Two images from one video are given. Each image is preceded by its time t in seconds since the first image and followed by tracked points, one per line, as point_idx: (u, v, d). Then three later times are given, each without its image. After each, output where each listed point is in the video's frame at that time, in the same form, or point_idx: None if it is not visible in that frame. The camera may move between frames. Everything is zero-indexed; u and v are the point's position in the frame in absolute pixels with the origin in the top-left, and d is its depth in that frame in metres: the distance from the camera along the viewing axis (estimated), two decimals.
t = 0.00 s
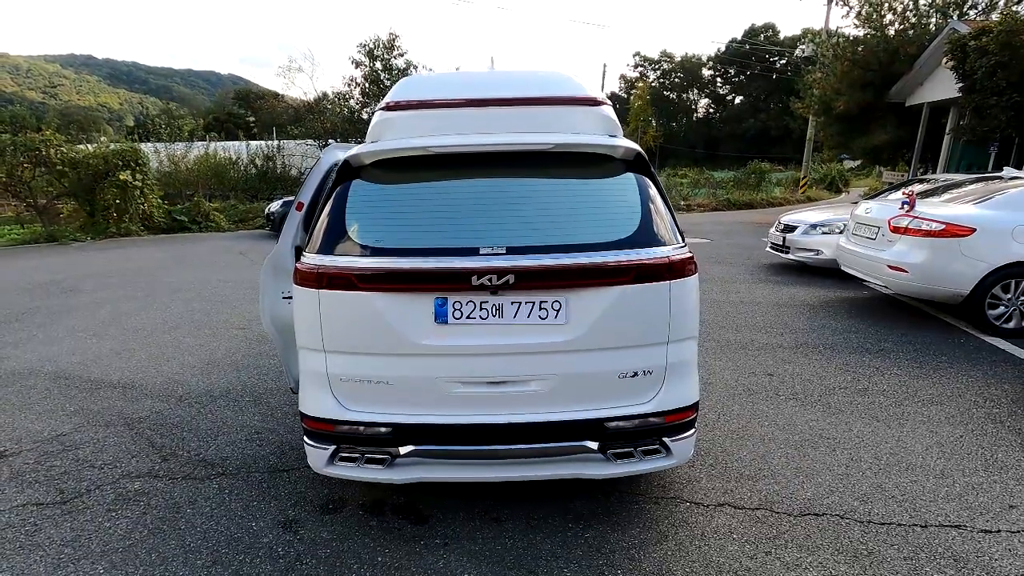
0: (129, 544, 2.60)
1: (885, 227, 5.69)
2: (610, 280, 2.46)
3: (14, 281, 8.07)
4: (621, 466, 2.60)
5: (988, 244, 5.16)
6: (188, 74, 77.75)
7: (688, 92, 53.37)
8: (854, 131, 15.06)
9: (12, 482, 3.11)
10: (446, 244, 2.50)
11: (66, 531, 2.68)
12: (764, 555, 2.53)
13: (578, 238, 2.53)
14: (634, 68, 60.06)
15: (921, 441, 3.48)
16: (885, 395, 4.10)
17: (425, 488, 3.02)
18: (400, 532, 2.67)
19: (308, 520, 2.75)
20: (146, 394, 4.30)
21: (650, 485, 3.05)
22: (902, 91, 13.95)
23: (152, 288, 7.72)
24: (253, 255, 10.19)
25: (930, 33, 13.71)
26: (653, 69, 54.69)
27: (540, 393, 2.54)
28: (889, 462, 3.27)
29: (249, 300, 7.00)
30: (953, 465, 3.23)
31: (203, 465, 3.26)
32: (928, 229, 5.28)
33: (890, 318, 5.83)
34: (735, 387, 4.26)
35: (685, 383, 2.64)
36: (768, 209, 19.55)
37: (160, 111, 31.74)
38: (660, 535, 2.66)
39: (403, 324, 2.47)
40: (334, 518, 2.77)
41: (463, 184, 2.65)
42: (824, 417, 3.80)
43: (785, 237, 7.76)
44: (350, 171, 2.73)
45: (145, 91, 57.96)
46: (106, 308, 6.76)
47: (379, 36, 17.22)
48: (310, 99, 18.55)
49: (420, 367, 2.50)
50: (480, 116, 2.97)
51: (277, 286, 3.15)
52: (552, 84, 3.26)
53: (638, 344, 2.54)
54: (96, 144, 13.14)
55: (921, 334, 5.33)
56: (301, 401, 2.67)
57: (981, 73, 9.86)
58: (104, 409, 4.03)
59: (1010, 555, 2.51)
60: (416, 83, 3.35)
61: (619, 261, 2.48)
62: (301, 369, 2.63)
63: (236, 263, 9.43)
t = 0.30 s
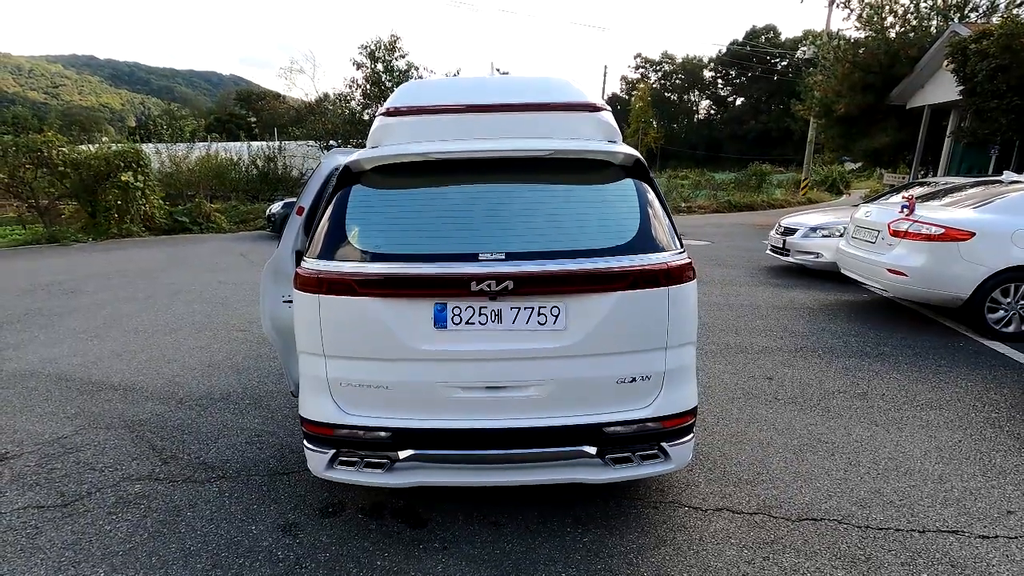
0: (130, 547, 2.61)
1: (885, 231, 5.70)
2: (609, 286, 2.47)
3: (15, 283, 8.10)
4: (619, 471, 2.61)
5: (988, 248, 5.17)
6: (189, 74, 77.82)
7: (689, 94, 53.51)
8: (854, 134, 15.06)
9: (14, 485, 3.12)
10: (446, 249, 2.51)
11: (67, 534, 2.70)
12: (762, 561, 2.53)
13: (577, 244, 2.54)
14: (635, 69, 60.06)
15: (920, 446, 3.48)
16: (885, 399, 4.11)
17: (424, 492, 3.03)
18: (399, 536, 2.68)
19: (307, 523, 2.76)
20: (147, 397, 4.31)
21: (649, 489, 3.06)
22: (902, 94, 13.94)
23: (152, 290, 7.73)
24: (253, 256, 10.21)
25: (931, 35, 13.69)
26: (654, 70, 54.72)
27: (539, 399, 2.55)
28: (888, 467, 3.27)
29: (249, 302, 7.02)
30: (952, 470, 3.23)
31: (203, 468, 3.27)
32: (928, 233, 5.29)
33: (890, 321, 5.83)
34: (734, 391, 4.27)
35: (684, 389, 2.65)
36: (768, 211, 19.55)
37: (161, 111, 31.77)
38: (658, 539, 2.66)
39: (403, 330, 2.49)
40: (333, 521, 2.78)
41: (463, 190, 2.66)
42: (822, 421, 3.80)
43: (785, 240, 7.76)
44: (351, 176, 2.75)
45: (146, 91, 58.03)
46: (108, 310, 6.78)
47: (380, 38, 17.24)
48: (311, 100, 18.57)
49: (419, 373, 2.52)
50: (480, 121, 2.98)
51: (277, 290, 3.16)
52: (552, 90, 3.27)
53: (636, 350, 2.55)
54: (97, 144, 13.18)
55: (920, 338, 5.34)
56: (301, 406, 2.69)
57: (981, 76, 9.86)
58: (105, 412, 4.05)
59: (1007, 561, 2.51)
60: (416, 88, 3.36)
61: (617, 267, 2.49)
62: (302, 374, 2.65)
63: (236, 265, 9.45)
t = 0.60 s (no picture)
0: (130, 549, 2.62)
1: (885, 233, 5.70)
2: (608, 289, 2.47)
3: (15, 283, 8.11)
4: (618, 474, 2.61)
5: (989, 251, 5.17)
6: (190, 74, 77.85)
7: (690, 95, 53.53)
8: (854, 136, 14.98)
9: (14, 486, 3.12)
10: (446, 252, 2.51)
11: (67, 535, 2.70)
12: (762, 564, 2.53)
13: (577, 247, 2.55)
14: (636, 71, 60.06)
15: (920, 449, 3.48)
16: (885, 402, 4.10)
17: (424, 494, 3.03)
18: (399, 538, 2.68)
19: (307, 525, 2.77)
20: (147, 398, 4.31)
21: (648, 492, 3.06)
22: (903, 96, 13.91)
23: (153, 291, 7.74)
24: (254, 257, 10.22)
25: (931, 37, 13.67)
26: (655, 72, 54.73)
27: (539, 401, 2.55)
28: (887, 470, 3.27)
29: (250, 303, 7.03)
30: (952, 473, 3.23)
31: (204, 469, 3.28)
32: (928, 235, 5.29)
33: (891, 324, 5.83)
34: (735, 394, 4.27)
35: (683, 391, 2.65)
36: (769, 213, 19.53)
37: (162, 112, 31.78)
38: (657, 542, 2.67)
39: (402, 332, 2.49)
40: (333, 523, 2.79)
41: (463, 192, 2.66)
42: (822, 423, 3.80)
43: (785, 242, 7.76)
44: (352, 178, 2.75)
45: (148, 91, 58.05)
46: (108, 310, 6.79)
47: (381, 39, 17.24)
48: (312, 101, 18.58)
49: (419, 375, 2.52)
50: (481, 124, 2.99)
51: (278, 292, 3.16)
52: (553, 93, 3.27)
53: (636, 352, 2.55)
54: (99, 145, 13.15)
55: (921, 341, 5.33)
56: (301, 408, 2.69)
57: (982, 78, 9.84)
58: (106, 413, 4.05)
59: (1007, 565, 2.51)
60: (417, 90, 3.37)
61: (617, 270, 2.49)
62: (301, 376, 2.65)
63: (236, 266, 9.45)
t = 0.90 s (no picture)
0: (128, 550, 2.61)
1: (884, 237, 5.72)
2: (607, 292, 2.48)
3: (13, 283, 8.10)
4: (617, 477, 2.61)
5: (987, 254, 5.17)
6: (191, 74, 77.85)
7: (690, 97, 53.55)
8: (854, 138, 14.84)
9: (12, 486, 3.12)
10: (446, 254, 2.52)
11: (65, 536, 2.70)
12: (760, 567, 2.53)
13: (577, 249, 2.55)
14: (636, 72, 60.12)
15: (919, 452, 3.49)
16: (883, 405, 4.11)
17: (422, 496, 3.03)
18: (397, 540, 2.68)
19: (305, 527, 2.77)
20: (146, 398, 4.31)
21: (647, 494, 3.06)
22: (903, 99, 13.92)
23: (152, 291, 7.73)
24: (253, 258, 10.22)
25: (931, 41, 13.65)
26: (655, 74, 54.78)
27: (537, 403, 2.55)
28: (886, 473, 3.27)
29: (249, 303, 7.03)
30: (950, 477, 3.23)
31: (202, 470, 3.28)
32: (927, 239, 5.30)
33: (890, 327, 5.83)
34: (733, 396, 4.27)
35: (682, 394, 2.65)
36: (768, 215, 19.55)
37: (162, 111, 31.74)
38: (656, 545, 2.67)
39: (402, 334, 2.49)
40: (331, 525, 2.78)
41: (463, 194, 2.67)
42: (820, 426, 3.81)
43: (785, 244, 7.77)
44: (351, 180, 2.76)
45: (148, 91, 58.07)
46: (107, 311, 6.78)
47: (381, 40, 17.25)
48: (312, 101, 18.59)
49: (418, 376, 2.52)
50: (481, 126, 2.99)
51: (277, 295, 3.15)
52: (553, 96, 3.27)
53: (635, 355, 2.55)
54: (98, 145, 13.12)
55: (920, 344, 5.34)
56: (299, 409, 2.69)
57: (981, 81, 9.85)
58: (105, 413, 4.05)
59: (1003, 568, 2.52)
60: (419, 91, 3.37)
61: (616, 273, 2.49)
62: (300, 378, 2.65)
63: (235, 266, 9.46)
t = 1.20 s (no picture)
0: (124, 551, 2.61)
1: (881, 239, 5.74)
2: (605, 294, 2.48)
3: (9, 283, 8.07)
4: (614, 479, 2.61)
5: (984, 257, 5.19)
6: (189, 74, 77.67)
7: (688, 99, 53.62)
8: (851, 141, 14.86)
9: (8, 487, 3.11)
10: (445, 256, 2.52)
11: (61, 538, 2.69)
12: (757, 568, 2.54)
13: (575, 251, 2.55)
14: (634, 75, 60.24)
15: (915, 454, 3.50)
16: (880, 407, 4.12)
17: (420, 497, 3.02)
18: (394, 541, 2.68)
19: (302, 528, 2.76)
20: (143, 399, 4.30)
21: (644, 496, 3.06)
22: (900, 102, 13.94)
23: (150, 291, 7.72)
24: (251, 258, 10.21)
25: (928, 44, 13.65)
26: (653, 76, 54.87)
27: (534, 405, 2.55)
28: (882, 475, 3.28)
29: (246, 304, 7.02)
30: (946, 478, 3.24)
31: (198, 471, 3.27)
32: (923, 241, 5.32)
33: (886, 329, 5.85)
34: (731, 398, 4.27)
35: (679, 396, 2.66)
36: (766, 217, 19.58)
37: (160, 111, 31.66)
38: (653, 546, 2.67)
39: (399, 335, 2.49)
40: (328, 526, 2.78)
41: (462, 196, 2.67)
42: (817, 428, 3.82)
43: (782, 246, 7.78)
44: (350, 181, 2.76)
45: (146, 91, 57.96)
46: (104, 311, 6.76)
47: (379, 40, 17.25)
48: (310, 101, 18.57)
49: (415, 377, 2.52)
50: (480, 128, 2.99)
51: (275, 297, 3.14)
52: (551, 97, 3.27)
53: (633, 356, 2.56)
54: (96, 144, 13.07)
55: (916, 346, 5.36)
56: (297, 410, 2.69)
57: (977, 85, 9.89)
58: (101, 414, 4.04)
59: (999, 570, 2.53)
60: (417, 94, 3.37)
61: (614, 275, 2.50)
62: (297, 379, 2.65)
63: (233, 267, 9.44)
